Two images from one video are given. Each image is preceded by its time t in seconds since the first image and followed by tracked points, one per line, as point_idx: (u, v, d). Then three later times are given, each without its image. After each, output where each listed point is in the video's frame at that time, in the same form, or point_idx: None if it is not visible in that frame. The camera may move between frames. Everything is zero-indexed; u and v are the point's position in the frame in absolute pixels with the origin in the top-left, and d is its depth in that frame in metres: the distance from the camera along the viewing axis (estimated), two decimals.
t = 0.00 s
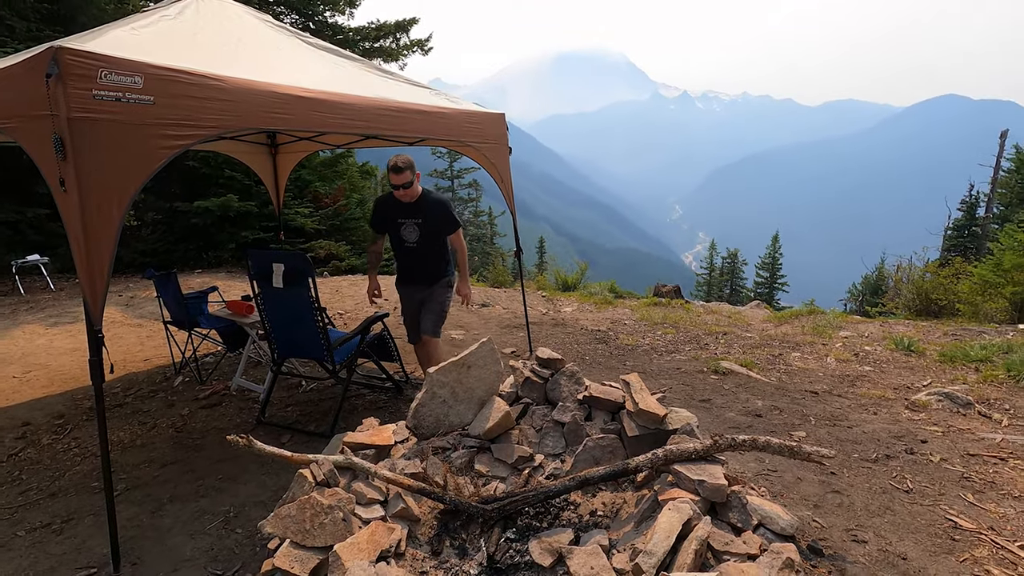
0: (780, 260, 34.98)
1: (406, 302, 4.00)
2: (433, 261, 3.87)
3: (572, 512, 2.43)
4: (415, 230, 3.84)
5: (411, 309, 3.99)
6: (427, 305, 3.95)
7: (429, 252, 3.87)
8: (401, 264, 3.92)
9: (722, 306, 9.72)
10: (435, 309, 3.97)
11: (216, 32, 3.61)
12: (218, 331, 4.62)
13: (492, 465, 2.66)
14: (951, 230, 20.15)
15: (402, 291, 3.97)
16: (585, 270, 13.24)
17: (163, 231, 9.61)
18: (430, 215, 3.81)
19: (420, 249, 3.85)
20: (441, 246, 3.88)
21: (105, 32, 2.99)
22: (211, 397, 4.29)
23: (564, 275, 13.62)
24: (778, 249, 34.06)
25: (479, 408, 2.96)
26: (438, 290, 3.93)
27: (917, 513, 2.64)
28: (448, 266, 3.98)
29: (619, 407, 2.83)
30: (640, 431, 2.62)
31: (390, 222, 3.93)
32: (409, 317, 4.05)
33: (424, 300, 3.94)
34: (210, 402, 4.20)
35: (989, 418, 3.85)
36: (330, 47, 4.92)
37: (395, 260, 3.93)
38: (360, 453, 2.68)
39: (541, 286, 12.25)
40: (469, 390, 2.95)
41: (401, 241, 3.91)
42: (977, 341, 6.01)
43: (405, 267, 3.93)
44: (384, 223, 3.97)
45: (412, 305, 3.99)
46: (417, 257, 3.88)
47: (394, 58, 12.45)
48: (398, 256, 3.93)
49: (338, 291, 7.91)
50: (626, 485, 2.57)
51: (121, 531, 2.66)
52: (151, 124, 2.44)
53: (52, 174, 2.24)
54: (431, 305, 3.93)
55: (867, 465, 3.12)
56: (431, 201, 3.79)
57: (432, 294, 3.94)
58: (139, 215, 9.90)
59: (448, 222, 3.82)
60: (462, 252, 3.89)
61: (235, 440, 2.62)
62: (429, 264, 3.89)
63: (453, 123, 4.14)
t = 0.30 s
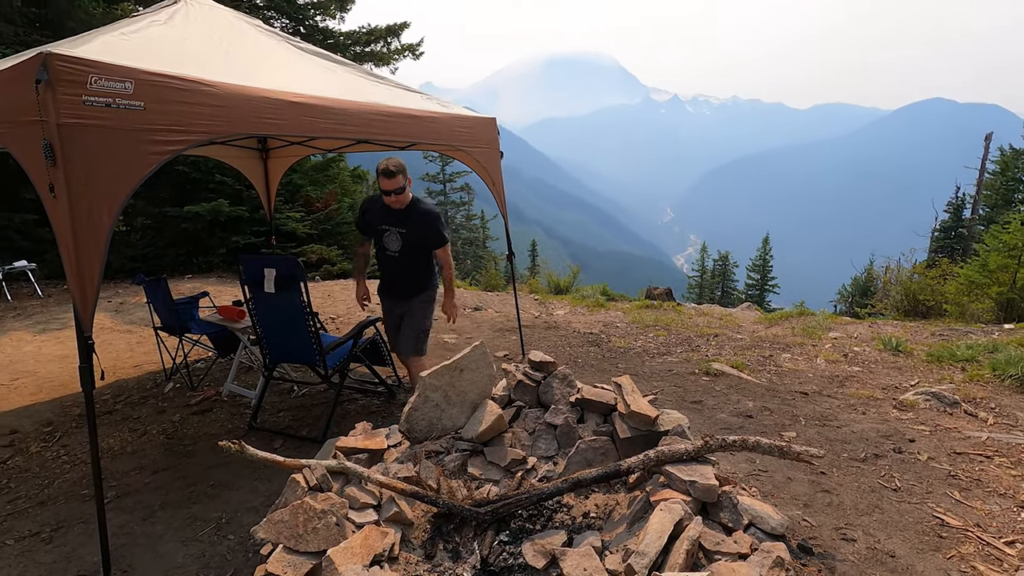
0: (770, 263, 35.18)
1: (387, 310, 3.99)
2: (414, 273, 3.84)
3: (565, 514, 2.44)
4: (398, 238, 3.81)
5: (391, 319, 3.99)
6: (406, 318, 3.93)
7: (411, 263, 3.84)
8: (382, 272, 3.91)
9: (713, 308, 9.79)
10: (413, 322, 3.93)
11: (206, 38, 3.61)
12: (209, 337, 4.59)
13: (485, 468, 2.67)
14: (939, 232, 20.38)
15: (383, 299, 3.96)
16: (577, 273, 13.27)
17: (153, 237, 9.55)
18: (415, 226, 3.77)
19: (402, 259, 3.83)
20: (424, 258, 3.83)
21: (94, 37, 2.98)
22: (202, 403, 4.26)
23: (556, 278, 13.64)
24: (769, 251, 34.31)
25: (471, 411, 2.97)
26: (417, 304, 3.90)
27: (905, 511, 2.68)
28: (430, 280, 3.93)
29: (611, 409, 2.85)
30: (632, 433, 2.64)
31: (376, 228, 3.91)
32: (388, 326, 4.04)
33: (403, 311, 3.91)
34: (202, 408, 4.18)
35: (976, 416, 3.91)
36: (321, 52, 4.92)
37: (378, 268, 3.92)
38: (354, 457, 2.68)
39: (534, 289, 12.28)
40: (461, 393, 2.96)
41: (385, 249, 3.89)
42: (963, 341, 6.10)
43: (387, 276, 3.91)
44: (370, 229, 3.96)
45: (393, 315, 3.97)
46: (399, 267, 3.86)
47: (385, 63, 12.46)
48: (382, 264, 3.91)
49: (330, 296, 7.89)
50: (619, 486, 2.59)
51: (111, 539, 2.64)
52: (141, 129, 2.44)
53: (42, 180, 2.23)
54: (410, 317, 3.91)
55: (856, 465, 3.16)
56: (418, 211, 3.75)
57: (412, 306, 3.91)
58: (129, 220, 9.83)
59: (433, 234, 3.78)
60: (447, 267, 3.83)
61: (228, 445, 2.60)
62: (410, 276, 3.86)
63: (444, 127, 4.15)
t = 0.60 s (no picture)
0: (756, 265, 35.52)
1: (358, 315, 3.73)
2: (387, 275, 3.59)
3: (553, 518, 2.45)
4: (372, 236, 3.59)
5: (362, 324, 3.71)
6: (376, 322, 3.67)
7: (384, 263, 3.59)
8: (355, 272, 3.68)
9: (700, 310, 9.87)
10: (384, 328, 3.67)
11: (190, 42, 3.58)
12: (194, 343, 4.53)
13: (474, 473, 2.68)
14: (921, 234, 20.75)
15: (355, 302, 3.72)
16: (566, 276, 13.32)
17: (136, 242, 9.43)
18: (388, 224, 3.53)
19: (374, 258, 3.59)
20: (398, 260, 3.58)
21: (76, 41, 2.95)
22: (187, 410, 4.21)
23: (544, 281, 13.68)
24: (754, 253, 34.68)
25: (459, 416, 2.97)
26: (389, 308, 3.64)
27: (887, 509, 2.73)
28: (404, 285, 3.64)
29: (599, 412, 2.87)
30: (619, 436, 2.66)
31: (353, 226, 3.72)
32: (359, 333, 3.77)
33: (374, 316, 3.66)
34: (187, 415, 4.13)
35: (956, 415, 3.99)
36: (307, 56, 4.90)
37: (352, 267, 3.71)
38: (342, 464, 2.67)
39: (522, 292, 12.30)
40: (449, 398, 2.97)
41: (360, 247, 3.68)
42: (944, 341, 6.21)
43: (359, 277, 3.66)
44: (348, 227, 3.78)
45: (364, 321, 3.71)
46: (370, 267, 3.62)
47: (372, 66, 12.44)
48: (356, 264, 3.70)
49: (318, 301, 7.84)
50: (607, 488, 2.61)
51: (94, 550, 2.60)
52: (124, 134, 2.42)
53: (23, 186, 2.21)
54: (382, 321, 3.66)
55: (840, 464, 3.21)
56: (392, 209, 3.51)
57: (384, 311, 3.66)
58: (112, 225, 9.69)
59: (407, 234, 3.53)
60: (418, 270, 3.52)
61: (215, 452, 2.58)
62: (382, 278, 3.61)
63: (431, 132, 4.15)
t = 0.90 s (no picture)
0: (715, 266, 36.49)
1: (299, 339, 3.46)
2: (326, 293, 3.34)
3: (520, 522, 2.45)
4: (304, 253, 3.34)
5: (304, 349, 3.43)
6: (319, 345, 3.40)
7: (321, 281, 3.33)
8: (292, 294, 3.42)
9: (661, 311, 10.06)
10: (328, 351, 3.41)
11: (135, 44, 3.44)
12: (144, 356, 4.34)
13: (440, 480, 2.65)
14: (867, 235, 21.75)
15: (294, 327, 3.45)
16: (530, 280, 13.37)
17: (81, 250, 8.97)
18: (319, 237, 3.28)
19: (310, 277, 3.33)
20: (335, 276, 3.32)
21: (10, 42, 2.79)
22: (138, 426, 4.03)
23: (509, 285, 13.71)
24: (713, 255, 35.63)
25: (424, 424, 2.95)
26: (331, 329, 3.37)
27: (840, 500, 2.84)
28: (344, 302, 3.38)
29: (564, 415, 2.89)
30: (584, 438, 2.69)
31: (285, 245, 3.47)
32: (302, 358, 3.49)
33: (315, 339, 3.39)
34: (138, 431, 3.95)
35: (902, 407, 4.19)
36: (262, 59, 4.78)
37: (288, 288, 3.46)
38: (304, 476, 2.60)
39: (487, 297, 12.28)
40: (414, 405, 2.94)
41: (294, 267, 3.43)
42: (890, 336, 6.52)
43: (296, 299, 3.41)
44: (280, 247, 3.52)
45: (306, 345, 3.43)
46: (307, 287, 3.36)
47: (331, 70, 12.23)
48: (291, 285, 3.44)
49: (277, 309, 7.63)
50: (573, 491, 2.63)
51: None
52: (66, 140, 2.31)
53: None
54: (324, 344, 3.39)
55: (796, 458, 3.33)
56: (322, 221, 3.27)
57: (326, 333, 3.38)
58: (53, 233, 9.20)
59: (341, 247, 3.28)
60: (357, 283, 3.28)
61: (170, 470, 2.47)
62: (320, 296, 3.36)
63: (392, 137, 4.11)
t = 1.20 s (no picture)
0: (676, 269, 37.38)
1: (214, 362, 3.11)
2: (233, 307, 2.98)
3: (477, 523, 2.45)
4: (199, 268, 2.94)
5: (222, 371, 3.09)
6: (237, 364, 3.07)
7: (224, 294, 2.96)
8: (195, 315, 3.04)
9: (623, 313, 10.24)
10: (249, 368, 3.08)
11: (72, 41, 3.29)
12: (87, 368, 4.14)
13: (396, 484, 2.63)
14: (818, 237, 22.71)
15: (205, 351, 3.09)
16: (494, 284, 13.40)
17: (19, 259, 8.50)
18: (210, 244, 2.90)
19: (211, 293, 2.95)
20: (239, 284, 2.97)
21: None
22: (80, 441, 3.84)
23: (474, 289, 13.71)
24: (674, 258, 36.51)
25: (381, 428, 2.93)
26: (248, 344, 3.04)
27: (787, 489, 2.95)
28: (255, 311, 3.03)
29: (521, 416, 2.91)
30: (541, 437, 2.71)
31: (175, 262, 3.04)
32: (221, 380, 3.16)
33: (230, 358, 3.05)
34: (79, 446, 3.77)
35: (845, 400, 4.40)
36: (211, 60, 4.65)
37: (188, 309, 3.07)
38: (255, 486, 2.54)
39: (452, 302, 12.23)
40: (370, 410, 2.92)
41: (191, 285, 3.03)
42: (836, 333, 6.83)
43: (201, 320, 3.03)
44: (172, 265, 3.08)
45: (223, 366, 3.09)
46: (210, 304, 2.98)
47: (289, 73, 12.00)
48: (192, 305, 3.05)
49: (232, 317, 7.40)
50: (530, 490, 2.66)
51: None
52: None
53: None
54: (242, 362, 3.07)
55: (746, 451, 3.44)
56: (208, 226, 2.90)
57: (241, 350, 3.05)
58: None
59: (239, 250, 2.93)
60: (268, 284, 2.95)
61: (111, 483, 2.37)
62: (225, 311, 2.98)
63: (347, 140, 4.06)
